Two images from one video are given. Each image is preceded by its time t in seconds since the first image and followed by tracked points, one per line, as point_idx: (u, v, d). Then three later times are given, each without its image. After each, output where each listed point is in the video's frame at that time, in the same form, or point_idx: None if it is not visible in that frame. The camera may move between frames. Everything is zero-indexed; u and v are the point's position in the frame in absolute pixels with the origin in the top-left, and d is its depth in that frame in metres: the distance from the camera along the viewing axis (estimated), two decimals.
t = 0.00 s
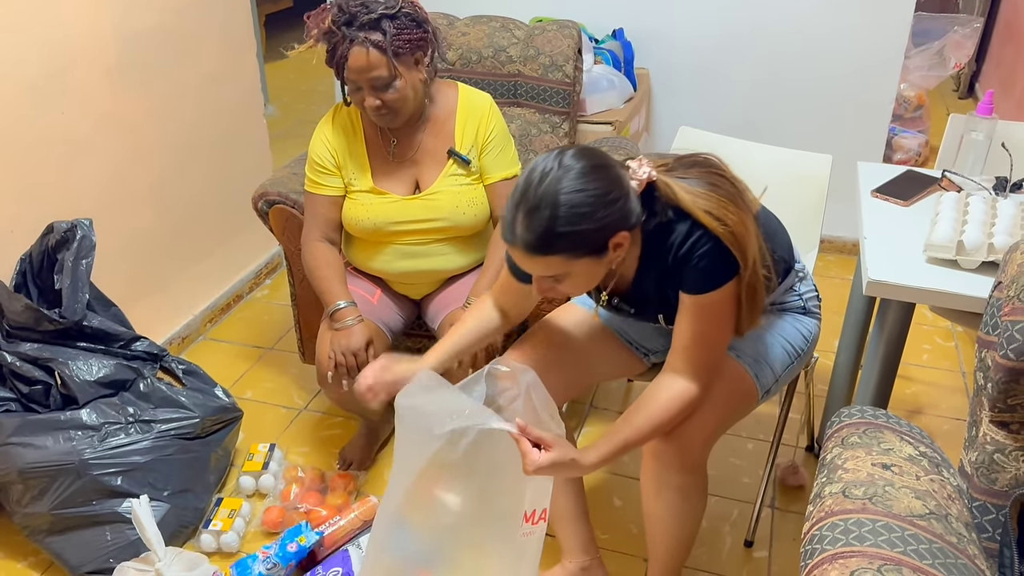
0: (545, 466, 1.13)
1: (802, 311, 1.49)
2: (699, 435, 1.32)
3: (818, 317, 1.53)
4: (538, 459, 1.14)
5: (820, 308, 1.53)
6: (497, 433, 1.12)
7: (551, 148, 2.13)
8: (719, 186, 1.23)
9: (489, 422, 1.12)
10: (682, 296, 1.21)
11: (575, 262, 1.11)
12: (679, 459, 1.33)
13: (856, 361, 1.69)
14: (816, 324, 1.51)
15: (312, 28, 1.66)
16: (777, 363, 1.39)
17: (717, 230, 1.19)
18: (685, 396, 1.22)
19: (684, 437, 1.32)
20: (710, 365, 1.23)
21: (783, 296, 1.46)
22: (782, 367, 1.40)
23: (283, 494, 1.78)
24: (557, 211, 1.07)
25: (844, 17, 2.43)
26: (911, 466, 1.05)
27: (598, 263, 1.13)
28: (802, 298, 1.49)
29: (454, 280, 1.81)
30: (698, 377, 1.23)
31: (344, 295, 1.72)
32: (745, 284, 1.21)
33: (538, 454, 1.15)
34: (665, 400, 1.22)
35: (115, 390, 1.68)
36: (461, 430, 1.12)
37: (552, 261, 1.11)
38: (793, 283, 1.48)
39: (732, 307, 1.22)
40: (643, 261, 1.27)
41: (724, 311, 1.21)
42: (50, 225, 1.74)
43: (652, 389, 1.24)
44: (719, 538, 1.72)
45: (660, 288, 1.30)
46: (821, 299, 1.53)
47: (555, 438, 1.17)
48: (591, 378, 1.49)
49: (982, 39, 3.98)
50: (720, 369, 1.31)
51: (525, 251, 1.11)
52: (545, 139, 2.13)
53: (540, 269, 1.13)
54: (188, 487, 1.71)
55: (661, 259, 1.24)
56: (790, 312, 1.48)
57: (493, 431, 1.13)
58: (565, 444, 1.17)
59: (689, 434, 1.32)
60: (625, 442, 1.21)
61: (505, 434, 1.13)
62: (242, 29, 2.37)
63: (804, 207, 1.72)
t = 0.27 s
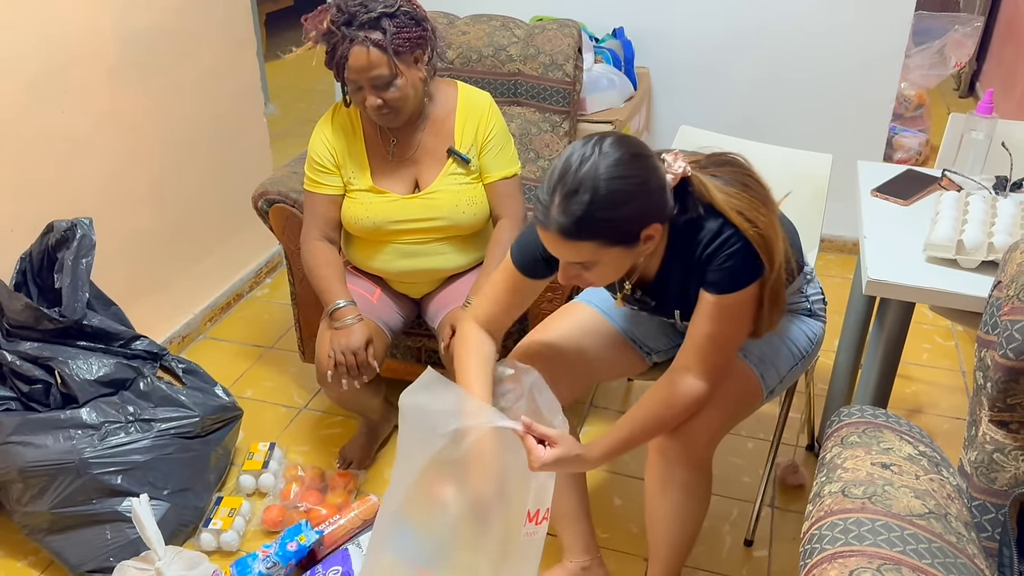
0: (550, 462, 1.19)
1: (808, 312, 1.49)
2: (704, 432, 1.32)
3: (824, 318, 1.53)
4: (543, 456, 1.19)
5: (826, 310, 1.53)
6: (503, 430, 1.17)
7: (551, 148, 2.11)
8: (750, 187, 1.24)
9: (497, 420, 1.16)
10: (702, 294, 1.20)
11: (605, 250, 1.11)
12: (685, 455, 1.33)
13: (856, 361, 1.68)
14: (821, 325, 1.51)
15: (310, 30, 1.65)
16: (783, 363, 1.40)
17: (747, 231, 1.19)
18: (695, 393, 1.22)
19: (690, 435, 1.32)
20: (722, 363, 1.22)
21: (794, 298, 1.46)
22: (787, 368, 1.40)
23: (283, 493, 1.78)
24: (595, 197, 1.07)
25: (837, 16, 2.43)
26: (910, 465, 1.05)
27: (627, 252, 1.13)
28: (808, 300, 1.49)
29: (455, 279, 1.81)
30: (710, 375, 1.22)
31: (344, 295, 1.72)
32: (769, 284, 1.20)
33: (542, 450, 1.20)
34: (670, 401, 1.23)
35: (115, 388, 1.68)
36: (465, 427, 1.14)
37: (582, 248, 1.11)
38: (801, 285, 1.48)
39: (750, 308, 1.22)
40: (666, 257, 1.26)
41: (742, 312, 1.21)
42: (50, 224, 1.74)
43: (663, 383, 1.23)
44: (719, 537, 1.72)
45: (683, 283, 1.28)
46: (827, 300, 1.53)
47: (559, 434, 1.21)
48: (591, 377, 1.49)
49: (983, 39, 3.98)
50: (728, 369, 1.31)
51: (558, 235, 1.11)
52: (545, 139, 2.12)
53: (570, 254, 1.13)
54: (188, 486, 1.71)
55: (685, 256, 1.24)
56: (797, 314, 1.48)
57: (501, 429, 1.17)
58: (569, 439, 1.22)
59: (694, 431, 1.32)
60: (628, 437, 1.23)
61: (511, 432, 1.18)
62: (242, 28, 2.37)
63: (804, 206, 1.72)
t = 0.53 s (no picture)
0: (554, 470, 1.17)
1: (809, 313, 1.49)
2: (708, 438, 1.33)
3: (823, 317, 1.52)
4: (547, 464, 1.17)
5: (825, 308, 1.52)
6: (505, 439, 1.15)
7: (551, 147, 2.15)
8: (756, 199, 1.21)
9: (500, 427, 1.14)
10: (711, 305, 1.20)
11: (614, 281, 1.09)
12: (690, 460, 1.33)
13: (856, 360, 1.69)
14: (822, 325, 1.50)
15: (308, 32, 1.65)
16: (784, 365, 1.40)
17: (759, 246, 1.17)
18: (697, 400, 1.23)
19: (695, 440, 1.32)
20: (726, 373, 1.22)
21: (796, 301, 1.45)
22: (789, 369, 1.40)
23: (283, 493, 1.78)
24: (602, 228, 1.05)
25: (839, 14, 2.43)
26: (911, 465, 1.05)
27: (636, 282, 1.11)
28: (808, 300, 1.49)
29: (454, 279, 1.81)
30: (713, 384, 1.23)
31: (344, 295, 1.72)
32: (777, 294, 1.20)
33: (546, 458, 1.18)
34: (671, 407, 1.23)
35: (115, 388, 1.68)
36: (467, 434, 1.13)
37: (590, 279, 1.09)
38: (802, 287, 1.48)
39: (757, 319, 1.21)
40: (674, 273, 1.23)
41: (747, 323, 1.20)
42: (51, 224, 1.74)
43: (666, 391, 1.24)
44: (719, 537, 1.72)
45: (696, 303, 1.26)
46: (826, 299, 1.52)
47: (564, 442, 1.19)
48: (593, 378, 1.48)
49: (983, 38, 3.98)
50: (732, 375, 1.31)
51: (564, 266, 1.09)
52: (546, 138, 2.15)
53: (577, 285, 1.11)
54: (188, 485, 1.71)
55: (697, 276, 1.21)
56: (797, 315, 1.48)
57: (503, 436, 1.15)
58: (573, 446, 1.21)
59: (699, 437, 1.32)
60: (633, 442, 1.24)
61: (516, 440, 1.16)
62: (241, 27, 2.37)
63: (804, 206, 1.72)
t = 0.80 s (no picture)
0: (561, 473, 1.16)
1: (811, 316, 1.48)
2: (712, 441, 1.32)
3: (823, 319, 1.52)
4: (553, 466, 1.17)
5: (825, 311, 1.52)
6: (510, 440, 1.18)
7: (552, 147, 2.15)
8: (778, 202, 1.22)
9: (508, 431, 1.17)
10: (724, 303, 1.19)
11: (630, 256, 1.08)
12: (694, 463, 1.33)
13: (856, 359, 1.69)
14: (822, 329, 1.50)
15: (309, 33, 1.64)
16: (786, 367, 1.40)
17: (774, 248, 1.17)
18: (705, 400, 1.21)
19: (699, 443, 1.32)
20: (734, 374, 1.21)
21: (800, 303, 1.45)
22: (790, 372, 1.40)
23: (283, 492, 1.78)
24: (625, 199, 1.04)
25: (840, 14, 2.43)
26: (911, 463, 1.05)
27: (651, 259, 1.10)
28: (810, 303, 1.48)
29: (454, 279, 1.81)
30: (722, 385, 1.21)
31: (345, 294, 1.72)
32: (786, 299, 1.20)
33: (552, 460, 1.18)
34: (682, 407, 1.21)
35: (115, 388, 1.68)
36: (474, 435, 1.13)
37: (607, 252, 1.08)
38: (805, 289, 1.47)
39: (765, 322, 1.21)
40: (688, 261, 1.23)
41: (756, 324, 1.19)
42: (51, 223, 1.74)
43: (674, 390, 1.21)
44: (720, 536, 1.72)
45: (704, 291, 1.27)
46: (827, 301, 1.52)
47: (570, 443, 1.18)
48: (593, 380, 1.48)
49: (983, 37, 3.99)
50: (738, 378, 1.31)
51: (582, 237, 1.08)
52: (546, 138, 2.15)
53: (592, 256, 1.10)
54: (189, 485, 1.72)
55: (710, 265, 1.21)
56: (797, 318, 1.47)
57: (510, 439, 1.18)
58: (579, 448, 1.19)
59: (703, 439, 1.32)
60: (639, 445, 1.21)
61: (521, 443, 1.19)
62: (242, 27, 2.37)
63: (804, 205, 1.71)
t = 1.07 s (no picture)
0: (551, 465, 1.14)
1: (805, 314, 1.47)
2: (707, 434, 1.32)
3: (821, 318, 1.52)
4: (545, 458, 1.15)
5: (823, 308, 1.52)
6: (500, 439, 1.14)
7: (551, 146, 2.14)
8: (793, 194, 1.22)
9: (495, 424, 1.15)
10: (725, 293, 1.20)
11: (644, 214, 1.10)
12: (690, 457, 1.33)
13: (856, 358, 1.69)
14: (819, 327, 1.50)
15: (308, 33, 1.64)
16: (782, 362, 1.39)
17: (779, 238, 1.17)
18: (700, 393, 1.21)
19: (693, 436, 1.32)
20: (730, 368, 1.21)
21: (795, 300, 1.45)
22: (785, 367, 1.40)
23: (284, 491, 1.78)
24: (649, 155, 1.06)
25: (841, 13, 2.43)
26: (910, 461, 1.05)
27: (664, 222, 1.12)
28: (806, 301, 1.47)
29: (454, 278, 1.81)
30: (718, 379, 1.21)
31: (345, 293, 1.72)
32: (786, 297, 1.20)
33: (544, 453, 1.15)
34: (678, 399, 1.21)
35: (116, 387, 1.68)
36: (466, 430, 1.13)
37: (624, 207, 1.10)
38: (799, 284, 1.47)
39: (763, 319, 1.21)
40: (694, 243, 1.24)
41: (752, 319, 1.20)
42: (51, 223, 1.74)
43: (670, 380, 1.22)
44: (720, 534, 1.72)
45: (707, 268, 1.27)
46: (824, 300, 1.52)
47: (561, 435, 1.15)
48: (593, 377, 1.47)
49: (983, 36, 3.99)
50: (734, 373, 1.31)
51: (601, 189, 1.10)
52: (546, 137, 2.15)
53: (607, 210, 1.12)
54: (189, 484, 1.72)
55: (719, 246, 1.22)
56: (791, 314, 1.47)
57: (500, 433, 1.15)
58: (570, 438, 1.16)
59: (697, 431, 1.32)
60: (631, 436, 1.20)
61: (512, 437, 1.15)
62: (242, 27, 2.37)
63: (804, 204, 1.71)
